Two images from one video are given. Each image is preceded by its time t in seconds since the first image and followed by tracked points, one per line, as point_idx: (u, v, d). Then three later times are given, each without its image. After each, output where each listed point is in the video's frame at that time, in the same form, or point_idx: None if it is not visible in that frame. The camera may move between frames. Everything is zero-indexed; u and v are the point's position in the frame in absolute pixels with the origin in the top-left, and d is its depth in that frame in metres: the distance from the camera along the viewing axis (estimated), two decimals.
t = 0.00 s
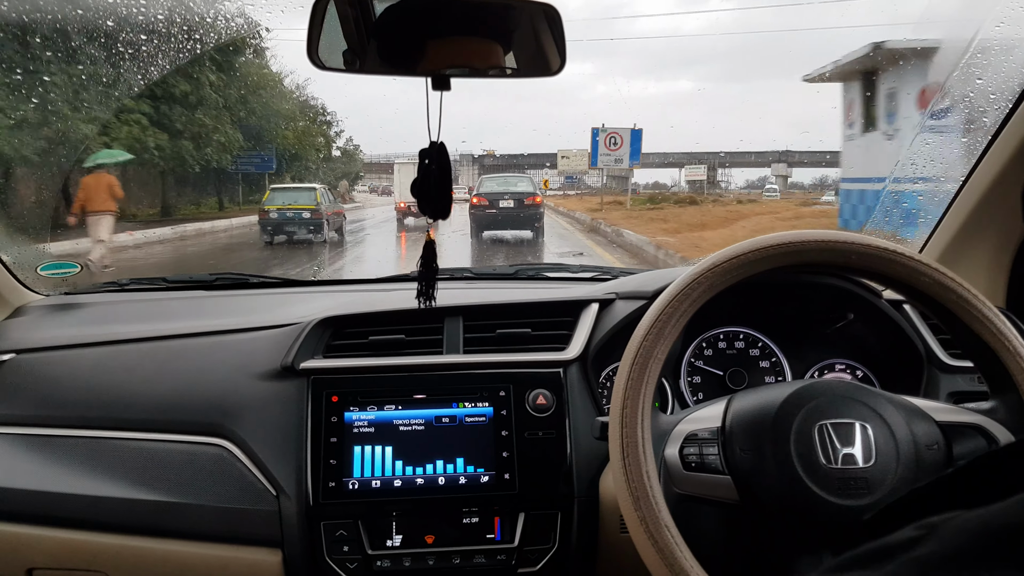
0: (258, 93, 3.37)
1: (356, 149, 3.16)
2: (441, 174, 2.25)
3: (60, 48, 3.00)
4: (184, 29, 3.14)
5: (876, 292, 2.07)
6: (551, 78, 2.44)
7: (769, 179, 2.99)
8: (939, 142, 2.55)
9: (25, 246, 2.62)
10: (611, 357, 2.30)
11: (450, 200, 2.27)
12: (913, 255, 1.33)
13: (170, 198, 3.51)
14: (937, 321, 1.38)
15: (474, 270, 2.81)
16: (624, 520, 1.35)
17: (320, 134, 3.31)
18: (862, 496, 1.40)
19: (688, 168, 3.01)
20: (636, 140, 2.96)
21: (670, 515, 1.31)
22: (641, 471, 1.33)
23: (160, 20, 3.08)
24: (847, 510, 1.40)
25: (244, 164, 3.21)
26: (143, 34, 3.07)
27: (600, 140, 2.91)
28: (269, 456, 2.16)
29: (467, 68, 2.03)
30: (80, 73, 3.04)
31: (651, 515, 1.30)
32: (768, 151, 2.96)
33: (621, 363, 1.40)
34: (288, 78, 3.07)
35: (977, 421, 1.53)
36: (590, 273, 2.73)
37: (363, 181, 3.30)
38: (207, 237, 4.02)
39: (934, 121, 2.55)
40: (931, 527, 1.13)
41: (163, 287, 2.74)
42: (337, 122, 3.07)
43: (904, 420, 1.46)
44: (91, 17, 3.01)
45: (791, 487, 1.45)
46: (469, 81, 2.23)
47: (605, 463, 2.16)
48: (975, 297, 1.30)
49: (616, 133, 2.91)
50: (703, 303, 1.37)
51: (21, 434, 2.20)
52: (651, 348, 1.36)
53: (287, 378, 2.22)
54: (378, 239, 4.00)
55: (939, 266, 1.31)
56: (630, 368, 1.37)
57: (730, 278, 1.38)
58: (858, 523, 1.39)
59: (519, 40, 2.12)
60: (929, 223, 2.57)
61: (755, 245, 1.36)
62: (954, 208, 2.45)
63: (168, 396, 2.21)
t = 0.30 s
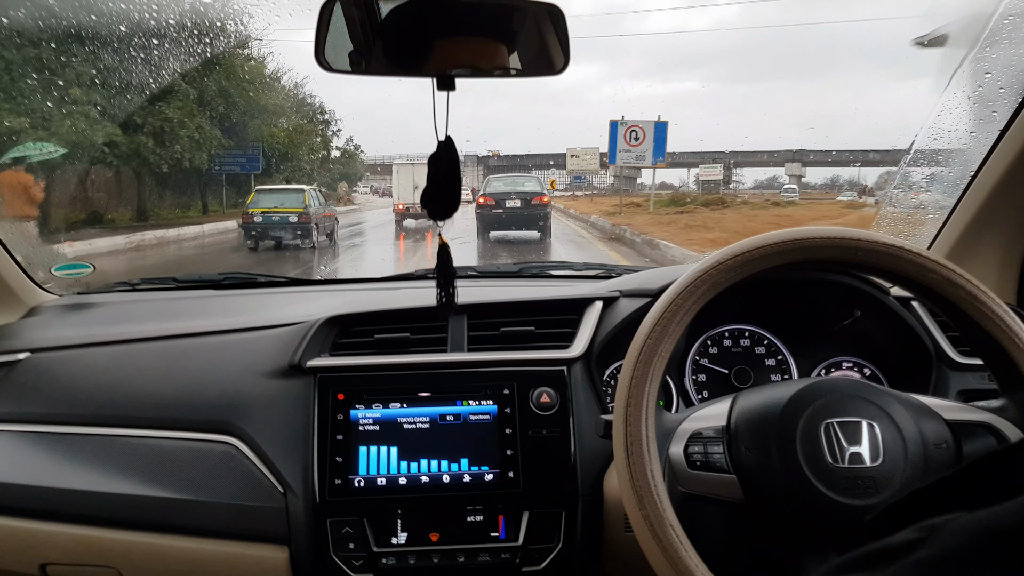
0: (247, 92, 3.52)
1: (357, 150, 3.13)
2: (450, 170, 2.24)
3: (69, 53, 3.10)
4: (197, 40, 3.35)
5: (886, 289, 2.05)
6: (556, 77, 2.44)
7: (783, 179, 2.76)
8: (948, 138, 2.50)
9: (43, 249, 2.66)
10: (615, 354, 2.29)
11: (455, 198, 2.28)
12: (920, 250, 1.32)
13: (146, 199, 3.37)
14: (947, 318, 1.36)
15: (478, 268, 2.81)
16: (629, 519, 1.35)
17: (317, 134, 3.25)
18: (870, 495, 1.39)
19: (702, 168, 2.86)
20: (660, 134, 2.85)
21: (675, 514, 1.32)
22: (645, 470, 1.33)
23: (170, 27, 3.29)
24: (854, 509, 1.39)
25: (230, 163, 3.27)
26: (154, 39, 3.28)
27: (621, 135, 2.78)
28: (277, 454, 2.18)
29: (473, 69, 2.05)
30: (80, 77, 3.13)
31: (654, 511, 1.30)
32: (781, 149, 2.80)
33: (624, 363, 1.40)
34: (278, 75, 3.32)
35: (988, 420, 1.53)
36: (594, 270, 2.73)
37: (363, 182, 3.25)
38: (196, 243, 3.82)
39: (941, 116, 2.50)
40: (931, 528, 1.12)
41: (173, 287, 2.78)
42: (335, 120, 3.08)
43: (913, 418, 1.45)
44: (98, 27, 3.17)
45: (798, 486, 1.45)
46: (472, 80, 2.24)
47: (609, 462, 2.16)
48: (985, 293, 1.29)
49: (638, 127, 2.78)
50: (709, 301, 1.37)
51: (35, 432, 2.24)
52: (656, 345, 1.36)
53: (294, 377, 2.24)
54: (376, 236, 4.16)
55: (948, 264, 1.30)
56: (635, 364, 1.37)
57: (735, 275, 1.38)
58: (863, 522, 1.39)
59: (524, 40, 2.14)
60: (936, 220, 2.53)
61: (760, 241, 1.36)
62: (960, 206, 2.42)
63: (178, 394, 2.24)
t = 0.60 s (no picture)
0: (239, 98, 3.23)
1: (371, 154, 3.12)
2: (462, 182, 2.31)
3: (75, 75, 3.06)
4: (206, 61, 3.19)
5: (905, 293, 2.06)
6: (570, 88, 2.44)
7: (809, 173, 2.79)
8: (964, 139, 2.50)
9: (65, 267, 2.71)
10: (638, 363, 2.29)
11: (471, 208, 2.36)
12: (942, 256, 1.31)
13: (128, 208, 3.24)
14: (969, 322, 1.35)
15: (499, 279, 2.82)
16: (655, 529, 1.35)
17: (319, 136, 3.21)
18: (895, 501, 1.39)
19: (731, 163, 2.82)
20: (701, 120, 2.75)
21: (700, 521, 1.32)
22: (670, 480, 1.34)
23: (182, 49, 3.17)
24: (879, 514, 1.39)
25: (218, 167, 3.12)
26: (169, 61, 3.20)
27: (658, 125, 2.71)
28: (302, 470, 2.20)
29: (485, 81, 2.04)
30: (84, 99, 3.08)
31: (680, 520, 1.31)
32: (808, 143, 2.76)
33: (646, 373, 1.41)
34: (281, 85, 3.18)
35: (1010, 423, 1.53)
36: (614, 279, 2.73)
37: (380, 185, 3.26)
38: (168, 262, 3.63)
39: (957, 119, 2.48)
40: (956, 541, 1.13)
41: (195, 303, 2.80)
42: (342, 121, 3.08)
43: (936, 423, 1.45)
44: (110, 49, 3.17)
45: (822, 491, 1.45)
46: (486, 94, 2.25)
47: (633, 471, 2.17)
48: (1008, 298, 1.28)
49: (674, 115, 2.71)
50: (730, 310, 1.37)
51: (61, 452, 2.26)
52: (678, 354, 1.37)
53: (316, 392, 2.25)
54: (391, 245, 4.28)
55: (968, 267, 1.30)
56: (657, 372, 1.38)
57: (756, 283, 1.38)
58: (890, 529, 1.39)
59: (536, 52, 2.14)
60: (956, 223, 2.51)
61: (779, 249, 1.36)
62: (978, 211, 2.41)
63: (203, 411, 2.26)
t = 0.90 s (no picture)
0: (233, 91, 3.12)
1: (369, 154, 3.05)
2: (466, 169, 2.31)
3: (70, 56, 2.77)
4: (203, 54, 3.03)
5: (907, 283, 2.09)
6: (572, 74, 2.44)
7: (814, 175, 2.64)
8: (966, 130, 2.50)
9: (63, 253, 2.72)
10: (636, 352, 2.30)
11: (474, 198, 2.32)
12: (941, 243, 1.28)
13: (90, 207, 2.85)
14: (970, 310, 1.31)
15: (498, 267, 2.80)
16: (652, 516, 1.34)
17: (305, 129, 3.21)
18: (892, 488, 1.39)
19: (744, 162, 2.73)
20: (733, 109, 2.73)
21: (698, 509, 1.31)
22: (669, 467, 1.32)
23: (182, 30, 2.92)
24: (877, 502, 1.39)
25: (182, 161, 3.04)
26: (166, 43, 2.92)
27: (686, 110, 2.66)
28: (297, 457, 2.17)
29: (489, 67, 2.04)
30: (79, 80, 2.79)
31: (679, 504, 1.29)
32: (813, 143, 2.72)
33: (646, 357, 1.38)
34: (267, 82, 3.15)
35: (1006, 411, 1.53)
36: (614, 268, 2.72)
37: (370, 184, 3.05)
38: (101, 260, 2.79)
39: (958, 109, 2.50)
40: (962, 515, 1.10)
41: (190, 290, 2.76)
42: (331, 116, 3.10)
43: (934, 410, 1.45)
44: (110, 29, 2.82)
45: (820, 479, 1.44)
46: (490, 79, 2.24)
47: (632, 459, 2.16)
48: (1006, 286, 1.25)
49: (703, 104, 2.67)
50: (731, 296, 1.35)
51: (53, 437, 2.23)
52: (679, 339, 1.35)
53: (312, 379, 2.23)
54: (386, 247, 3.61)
55: (965, 257, 1.27)
56: (657, 359, 1.36)
57: (756, 270, 1.35)
58: (890, 515, 1.38)
59: (540, 38, 2.13)
60: (955, 212, 2.54)
61: (778, 237, 1.33)
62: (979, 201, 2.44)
63: (197, 399, 2.23)
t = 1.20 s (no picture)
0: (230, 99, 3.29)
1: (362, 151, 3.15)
2: (467, 172, 2.34)
3: (74, 58, 2.76)
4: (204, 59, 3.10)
5: (909, 285, 2.10)
6: (572, 75, 2.45)
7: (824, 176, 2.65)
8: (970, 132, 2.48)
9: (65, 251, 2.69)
10: (638, 354, 2.29)
11: (477, 204, 2.36)
12: (944, 245, 1.28)
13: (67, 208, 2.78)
14: (973, 313, 1.30)
15: (500, 269, 2.81)
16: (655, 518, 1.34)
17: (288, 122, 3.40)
18: (895, 491, 1.38)
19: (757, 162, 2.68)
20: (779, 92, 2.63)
21: (701, 511, 1.31)
22: (671, 469, 1.31)
23: (185, 33, 2.99)
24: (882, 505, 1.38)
25: (140, 157, 3.01)
26: (170, 45, 2.96)
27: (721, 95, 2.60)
28: (300, 458, 2.17)
29: (490, 69, 2.06)
30: (81, 83, 2.82)
31: (681, 506, 1.29)
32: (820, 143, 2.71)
33: (649, 359, 1.38)
34: (252, 78, 3.28)
35: (1011, 416, 1.54)
36: (616, 270, 2.72)
37: (365, 182, 3.17)
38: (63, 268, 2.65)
39: (961, 111, 2.50)
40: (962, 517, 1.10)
41: (193, 291, 2.77)
42: (322, 111, 3.23)
43: (937, 413, 1.44)
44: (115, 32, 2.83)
45: (823, 482, 1.43)
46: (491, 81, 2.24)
47: (635, 461, 2.16)
48: (1011, 290, 1.24)
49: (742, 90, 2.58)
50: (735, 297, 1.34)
51: (57, 439, 2.23)
52: (682, 340, 1.34)
53: (315, 380, 2.24)
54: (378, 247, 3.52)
55: (969, 257, 1.26)
56: (659, 361, 1.36)
57: (761, 272, 1.34)
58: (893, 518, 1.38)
59: (541, 41, 2.14)
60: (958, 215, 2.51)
61: (783, 237, 1.33)
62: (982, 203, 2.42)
63: (200, 399, 2.23)
